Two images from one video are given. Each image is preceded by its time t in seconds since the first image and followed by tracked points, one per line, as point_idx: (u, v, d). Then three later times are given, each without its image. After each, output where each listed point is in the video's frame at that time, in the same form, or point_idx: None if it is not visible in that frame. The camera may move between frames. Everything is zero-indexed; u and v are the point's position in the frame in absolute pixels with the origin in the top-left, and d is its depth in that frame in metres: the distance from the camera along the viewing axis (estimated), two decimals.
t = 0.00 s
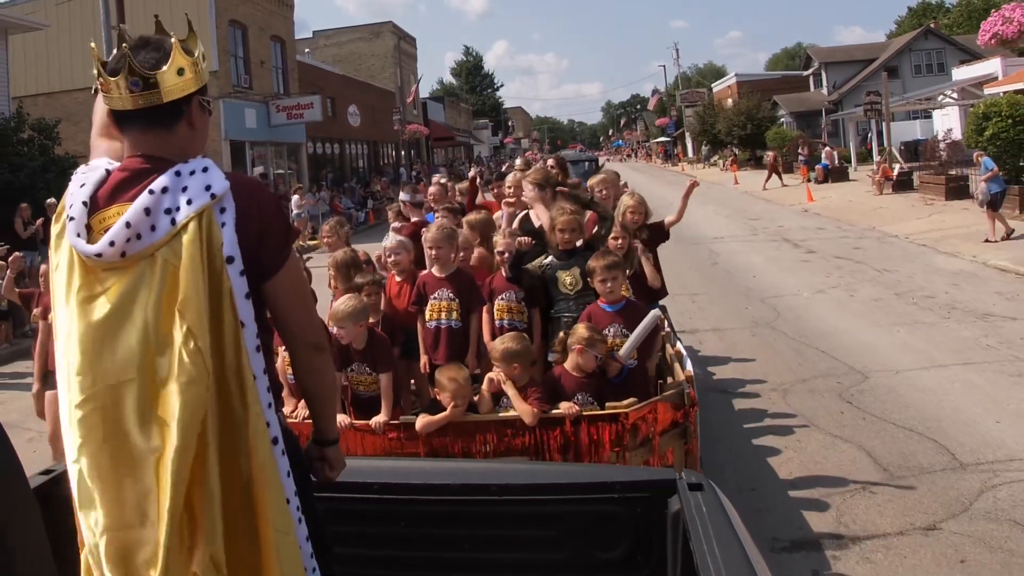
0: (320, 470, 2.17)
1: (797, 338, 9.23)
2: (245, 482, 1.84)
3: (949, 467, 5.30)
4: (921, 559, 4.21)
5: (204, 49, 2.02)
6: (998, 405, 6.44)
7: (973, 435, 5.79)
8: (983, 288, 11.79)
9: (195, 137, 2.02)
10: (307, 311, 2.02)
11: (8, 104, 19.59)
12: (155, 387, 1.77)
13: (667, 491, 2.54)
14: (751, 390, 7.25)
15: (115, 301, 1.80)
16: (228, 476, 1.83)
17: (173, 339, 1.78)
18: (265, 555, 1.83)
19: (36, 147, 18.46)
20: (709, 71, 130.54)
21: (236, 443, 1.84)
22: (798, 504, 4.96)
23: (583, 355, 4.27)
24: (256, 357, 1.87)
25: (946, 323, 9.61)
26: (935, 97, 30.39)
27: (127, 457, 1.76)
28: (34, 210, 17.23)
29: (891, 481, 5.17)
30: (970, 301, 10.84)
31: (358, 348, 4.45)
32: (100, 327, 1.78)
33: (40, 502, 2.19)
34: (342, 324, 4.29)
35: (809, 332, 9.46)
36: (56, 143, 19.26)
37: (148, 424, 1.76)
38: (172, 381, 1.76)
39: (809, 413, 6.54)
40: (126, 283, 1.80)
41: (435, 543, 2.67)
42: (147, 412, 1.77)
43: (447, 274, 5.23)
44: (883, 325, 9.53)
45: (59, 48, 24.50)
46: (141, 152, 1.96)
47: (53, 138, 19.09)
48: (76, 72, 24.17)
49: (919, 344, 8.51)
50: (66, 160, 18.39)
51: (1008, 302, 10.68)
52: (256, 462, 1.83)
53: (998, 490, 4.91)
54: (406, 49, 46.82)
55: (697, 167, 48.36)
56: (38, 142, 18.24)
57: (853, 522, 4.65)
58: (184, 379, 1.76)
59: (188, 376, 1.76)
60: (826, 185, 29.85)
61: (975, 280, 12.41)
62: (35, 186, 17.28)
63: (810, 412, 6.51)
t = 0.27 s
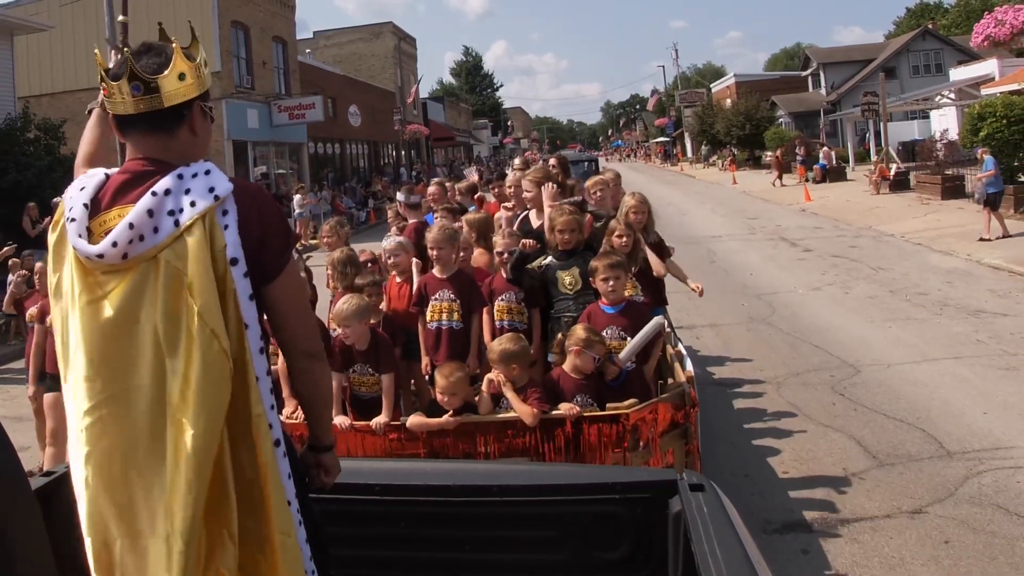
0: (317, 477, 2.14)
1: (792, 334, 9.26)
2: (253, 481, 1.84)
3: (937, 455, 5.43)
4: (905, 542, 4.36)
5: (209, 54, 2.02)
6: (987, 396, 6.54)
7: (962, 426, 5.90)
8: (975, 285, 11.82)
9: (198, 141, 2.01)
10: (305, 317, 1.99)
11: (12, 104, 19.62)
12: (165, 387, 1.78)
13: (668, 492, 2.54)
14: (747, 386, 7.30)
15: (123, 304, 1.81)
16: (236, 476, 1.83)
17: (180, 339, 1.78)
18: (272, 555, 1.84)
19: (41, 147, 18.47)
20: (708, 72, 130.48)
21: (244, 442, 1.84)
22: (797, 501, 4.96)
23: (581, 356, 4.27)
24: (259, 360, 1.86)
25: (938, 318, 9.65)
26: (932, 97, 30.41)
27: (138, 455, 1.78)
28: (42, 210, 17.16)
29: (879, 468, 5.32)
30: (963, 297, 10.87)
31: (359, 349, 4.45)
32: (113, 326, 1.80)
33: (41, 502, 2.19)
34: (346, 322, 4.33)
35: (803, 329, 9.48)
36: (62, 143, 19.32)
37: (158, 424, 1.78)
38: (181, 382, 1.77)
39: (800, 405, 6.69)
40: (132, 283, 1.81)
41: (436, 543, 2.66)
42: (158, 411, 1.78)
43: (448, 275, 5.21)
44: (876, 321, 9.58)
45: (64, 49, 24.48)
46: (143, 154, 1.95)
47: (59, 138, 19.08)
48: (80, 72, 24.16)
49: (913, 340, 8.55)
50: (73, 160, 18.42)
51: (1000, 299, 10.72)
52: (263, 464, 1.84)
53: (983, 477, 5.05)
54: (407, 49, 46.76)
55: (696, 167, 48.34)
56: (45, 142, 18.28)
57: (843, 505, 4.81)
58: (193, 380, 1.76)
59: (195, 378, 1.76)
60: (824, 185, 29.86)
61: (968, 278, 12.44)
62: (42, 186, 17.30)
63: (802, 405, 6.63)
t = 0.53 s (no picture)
0: (316, 468, 2.12)
1: (787, 332, 9.30)
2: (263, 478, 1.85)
3: (923, 445, 5.58)
4: (889, 526, 4.51)
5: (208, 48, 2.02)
6: (974, 390, 6.69)
7: (950, 418, 6.03)
8: (968, 283, 11.86)
9: (196, 136, 2.01)
10: (309, 313, 2.00)
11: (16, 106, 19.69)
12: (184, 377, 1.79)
13: (668, 491, 2.54)
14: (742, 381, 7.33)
15: (134, 296, 1.81)
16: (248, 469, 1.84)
17: (197, 331, 1.80)
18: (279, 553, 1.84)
19: (46, 148, 18.48)
20: (707, 73, 130.45)
21: (254, 437, 1.85)
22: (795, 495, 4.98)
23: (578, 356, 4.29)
24: (264, 355, 1.87)
25: (931, 316, 9.71)
26: (930, 98, 30.44)
27: (156, 443, 1.77)
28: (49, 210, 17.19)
29: (866, 456, 5.47)
30: (955, 295, 10.93)
31: (359, 347, 4.45)
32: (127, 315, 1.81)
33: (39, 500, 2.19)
34: (347, 318, 4.35)
35: (798, 326, 9.51)
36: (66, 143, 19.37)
37: (175, 413, 1.78)
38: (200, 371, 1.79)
39: (791, 398, 6.84)
40: (143, 271, 1.82)
41: (436, 543, 2.67)
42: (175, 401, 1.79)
43: (449, 275, 5.21)
44: (870, 319, 9.64)
45: (68, 49, 24.50)
46: (144, 148, 1.96)
47: (64, 138, 19.10)
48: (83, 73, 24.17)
49: (905, 338, 8.60)
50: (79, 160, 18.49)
51: (992, 297, 10.77)
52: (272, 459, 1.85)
53: (966, 465, 5.19)
54: (407, 50, 46.75)
55: (695, 168, 48.34)
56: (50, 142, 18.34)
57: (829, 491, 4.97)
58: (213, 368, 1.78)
59: (214, 369, 1.78)
60: (821, 185, 29.88)
61: (961, 277, 12.48)
62: (48, 185, 17.34)
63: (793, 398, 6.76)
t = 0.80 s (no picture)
0: (309, 476, 2.11)
1: (784, 328, 9.37)
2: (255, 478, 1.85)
3: (910, 433, 5.75)
4: (875, 509, 4.68)
5: (194, 50, 1.98)
6: (961, 382, 6.84)
7: (939, 409, 6.17)
8: (960, 281, 11.90)
9: (183, 140, 1.99)
10: (301, 317, 1.99)
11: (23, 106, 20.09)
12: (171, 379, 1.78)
13: (667, 492, 2.54)
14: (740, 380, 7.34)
15: (124, 296, 1.81)
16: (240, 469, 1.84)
17: (184, 333, 1.78)
18: (276, 550, 1.85)
19: (53, 148, 18.40)
20: (706, 73, 130.45)
21: (245, 438, 1.85)
22: (792, 491, 5.00)
23: (576, 358, 4.28)
24: (255, 357, 1.86)
25: (922, 312, 9.79)
26: (927, 98, 30.48)
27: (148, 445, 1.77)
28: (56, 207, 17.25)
29: (855, 443, 5.65)
30: (947, 292, 10.99)
31: (355, 348, 4.46)
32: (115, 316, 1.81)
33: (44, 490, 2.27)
34: (345, 317, 4.36)
35: (794, 323, 9.54)
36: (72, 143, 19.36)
37: (162, 416, 1.78)
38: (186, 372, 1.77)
39: (785, 389, 7.01)
40: (133, 271, 1.82)
41: (436, 543, 2.67)
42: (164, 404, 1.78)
43: (449, 275, 5.21)
44: (863, 315, 9.70)
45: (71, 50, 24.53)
46: (136, 152, 1.97)
47: (70, 138, 19.09)
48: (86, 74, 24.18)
49: (899, 334, 8.66)
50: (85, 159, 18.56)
51: (984, 293, 10.83)
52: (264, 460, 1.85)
53: (951, 452, 5.36)
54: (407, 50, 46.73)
55: (694, 168, 48.35)
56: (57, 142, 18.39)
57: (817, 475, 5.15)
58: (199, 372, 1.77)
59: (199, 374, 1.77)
60: (819, 185, 29.91)
61: (954, 274, 12.52)
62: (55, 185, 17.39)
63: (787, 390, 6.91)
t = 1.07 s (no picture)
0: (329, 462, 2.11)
1: (779, 325, 9.44)
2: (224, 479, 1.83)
3: (898, 423, 5.93)
4: (864, 494, 4.86)
5: (167, 56, 2.02)
6: (949, 375, 7.00)
7: (928, 400, 6.33)
8: (953, 278, 11.93)
9: (164, 144, 2.04)
10: (283, 323, 1.90)
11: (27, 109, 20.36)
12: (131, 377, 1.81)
13: (668, 491, 2.54)
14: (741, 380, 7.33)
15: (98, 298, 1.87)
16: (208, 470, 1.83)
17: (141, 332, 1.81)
18: (252, 552, 1.83)
19: (59, 148, 18.41)
20: (705, 74, 130.44)
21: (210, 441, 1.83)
22: (792, 489, 5.01)
23: (575, 358, 4.28)
24: (220, 362, 1.81)
25: (914, 308, 9.87)
26: (925, 99, 30.52)
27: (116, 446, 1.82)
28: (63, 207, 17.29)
29: (844, 433, 5.83)
30: (940, 289, 11.05)
31: (355, 347, 4.48)
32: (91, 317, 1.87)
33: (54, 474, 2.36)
34: (344, 316, 4.38)
35: (792, 321, 9.57)
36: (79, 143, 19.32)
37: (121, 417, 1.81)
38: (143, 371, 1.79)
39: (779, 382, 7.20)
40: (108, 268, 1.88)
41: (436, 543, 2.67)
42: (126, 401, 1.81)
43: (450, 275, 5.21)
44: (856, 312, 9.76)
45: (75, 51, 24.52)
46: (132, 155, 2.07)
47: (76, 138, 19.04)
48: (89, 75, 24.20)
49: (893, 330, 8.72)
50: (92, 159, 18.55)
51: (976, 290, 10.89)
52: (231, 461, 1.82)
53: (937, 441, 5.53)
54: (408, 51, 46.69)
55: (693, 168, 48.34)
56: (63, 142, 18.38)
57: (808, 463, 5.33)
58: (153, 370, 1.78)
59: (151, 376, 1.78)
60: (817, 185, 29.91)
61: (947, 272, 12.55)
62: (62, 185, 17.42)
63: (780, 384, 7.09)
